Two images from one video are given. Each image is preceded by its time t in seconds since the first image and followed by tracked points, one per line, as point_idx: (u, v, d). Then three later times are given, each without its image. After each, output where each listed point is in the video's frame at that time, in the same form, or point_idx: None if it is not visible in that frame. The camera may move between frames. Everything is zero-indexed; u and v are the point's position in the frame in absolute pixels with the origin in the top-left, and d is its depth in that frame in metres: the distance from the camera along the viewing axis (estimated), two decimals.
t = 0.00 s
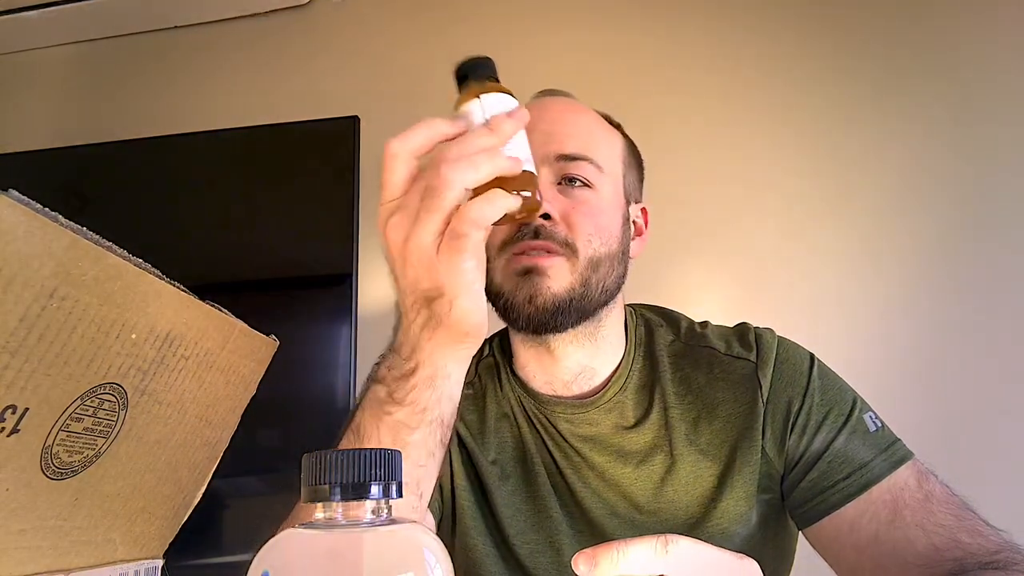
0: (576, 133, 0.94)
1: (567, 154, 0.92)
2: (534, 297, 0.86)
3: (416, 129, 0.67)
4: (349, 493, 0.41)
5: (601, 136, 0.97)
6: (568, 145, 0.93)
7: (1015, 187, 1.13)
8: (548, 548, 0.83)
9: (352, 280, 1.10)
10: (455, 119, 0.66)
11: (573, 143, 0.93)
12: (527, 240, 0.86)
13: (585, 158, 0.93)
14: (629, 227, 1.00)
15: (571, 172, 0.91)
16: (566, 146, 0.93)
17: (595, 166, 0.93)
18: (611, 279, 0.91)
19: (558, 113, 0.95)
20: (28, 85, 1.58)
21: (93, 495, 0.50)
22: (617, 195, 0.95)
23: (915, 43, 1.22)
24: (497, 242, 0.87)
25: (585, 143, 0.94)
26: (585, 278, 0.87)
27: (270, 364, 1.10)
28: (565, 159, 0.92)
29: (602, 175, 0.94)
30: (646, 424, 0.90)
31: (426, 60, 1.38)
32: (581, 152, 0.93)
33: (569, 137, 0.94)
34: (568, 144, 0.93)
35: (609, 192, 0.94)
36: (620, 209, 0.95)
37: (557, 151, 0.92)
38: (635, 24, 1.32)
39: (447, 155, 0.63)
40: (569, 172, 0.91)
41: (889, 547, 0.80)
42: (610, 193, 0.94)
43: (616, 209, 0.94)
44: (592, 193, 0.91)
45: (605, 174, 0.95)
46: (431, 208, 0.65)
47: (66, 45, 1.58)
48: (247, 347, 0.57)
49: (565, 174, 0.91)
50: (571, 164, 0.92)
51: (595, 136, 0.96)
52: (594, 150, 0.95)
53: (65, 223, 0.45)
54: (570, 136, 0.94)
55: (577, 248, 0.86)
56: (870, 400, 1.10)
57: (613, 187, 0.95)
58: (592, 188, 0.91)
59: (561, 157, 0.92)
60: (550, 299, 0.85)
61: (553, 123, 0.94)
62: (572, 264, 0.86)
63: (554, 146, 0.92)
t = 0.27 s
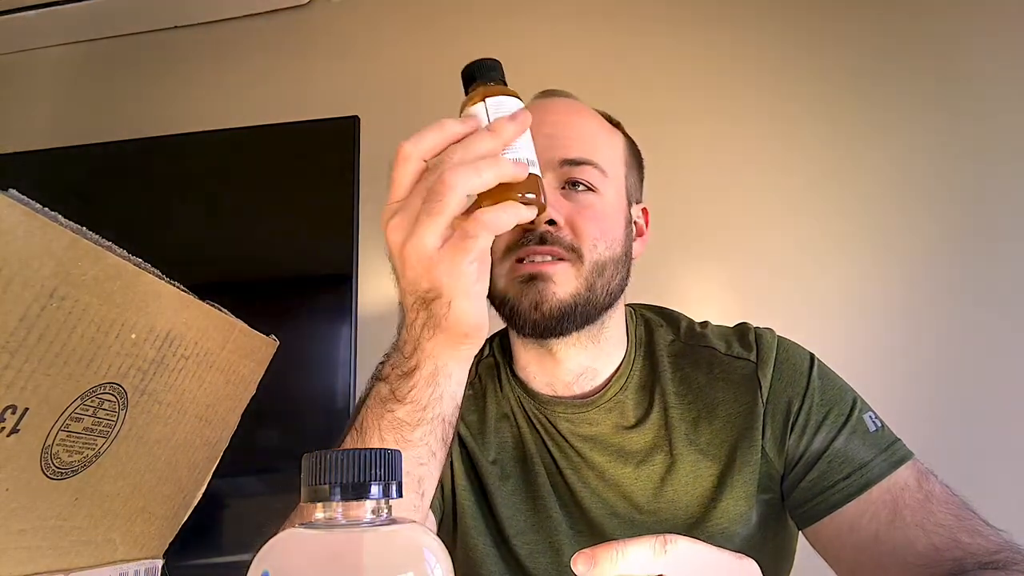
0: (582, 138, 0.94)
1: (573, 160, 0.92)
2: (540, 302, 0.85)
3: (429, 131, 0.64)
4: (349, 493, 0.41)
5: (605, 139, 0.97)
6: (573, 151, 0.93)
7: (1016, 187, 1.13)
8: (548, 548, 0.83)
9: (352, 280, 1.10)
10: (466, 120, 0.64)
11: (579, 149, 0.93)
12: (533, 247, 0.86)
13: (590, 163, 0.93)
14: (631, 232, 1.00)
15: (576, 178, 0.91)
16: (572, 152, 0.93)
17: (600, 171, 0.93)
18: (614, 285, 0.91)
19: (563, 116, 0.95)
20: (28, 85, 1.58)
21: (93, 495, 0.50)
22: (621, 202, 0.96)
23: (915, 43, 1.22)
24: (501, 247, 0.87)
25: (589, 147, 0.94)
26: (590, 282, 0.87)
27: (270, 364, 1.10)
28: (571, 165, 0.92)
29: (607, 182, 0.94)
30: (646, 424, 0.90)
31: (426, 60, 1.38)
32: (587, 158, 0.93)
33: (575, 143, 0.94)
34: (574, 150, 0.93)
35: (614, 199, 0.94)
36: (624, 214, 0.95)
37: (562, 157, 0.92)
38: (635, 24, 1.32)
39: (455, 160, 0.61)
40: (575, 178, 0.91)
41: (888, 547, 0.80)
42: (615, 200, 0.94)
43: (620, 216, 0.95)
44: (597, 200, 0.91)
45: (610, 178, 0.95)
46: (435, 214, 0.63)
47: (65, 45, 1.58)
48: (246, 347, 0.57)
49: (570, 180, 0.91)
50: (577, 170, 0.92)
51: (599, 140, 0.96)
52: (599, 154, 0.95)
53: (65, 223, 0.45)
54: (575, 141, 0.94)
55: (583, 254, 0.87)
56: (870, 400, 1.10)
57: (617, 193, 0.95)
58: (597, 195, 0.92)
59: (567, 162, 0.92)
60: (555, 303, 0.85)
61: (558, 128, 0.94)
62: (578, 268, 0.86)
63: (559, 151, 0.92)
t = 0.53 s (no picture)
0: (589, 139, 0.94)
1: (582, 162, 0.92)
2: (553, 307, 0.86)
3: (442, 130, 0.64)
4: (349, 493, 0.41)
5: (611, 139, 0.97)
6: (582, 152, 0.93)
7: (1016, 186, 1.13)
8: (548, 548, 0.83)
9: (352, 281, 1.10)
10: (478, 120, 0.63)
11: (587, 150, 0.93)
12: (544, 248, 0.86)
13: (597, 163, 0.93)
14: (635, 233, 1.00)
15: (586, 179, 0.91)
16: (581, 153, 0.93)
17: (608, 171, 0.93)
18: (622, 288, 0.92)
19: (571, 117, 0.95)
20: (29, 84, 1.58)
21: (93, 495, 0.50)
22: (628, 203, 0.96)
23: (915, 43, 1.22)
24: (512, 248, 0.87)
25: (596, 148, 0.94)
26: (601, 286, 0.88)
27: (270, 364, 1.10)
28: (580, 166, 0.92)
29: (615, 183, 0.94)
30: (647, 425, 0.90)
31: (426, 60, 1.38)
32: (595, 160, 0.94)
33: (584, 145, 0.94)
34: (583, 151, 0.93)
35: (622, 202, 0.95)
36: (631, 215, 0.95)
37: (571, 158, 0.92)
38: (635, 24, 1.32)
39: (466, 164, 0.61)
40: (584, 179, 0.91)
41: (888, 547, 0.80)
42: (623, 202, 0.95)
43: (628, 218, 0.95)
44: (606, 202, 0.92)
45: (617, 180, 0.95)
46: (444, 216, 0.63)
47: (66, 46, 1.58)
48: (247, 347, 0.57)
49: (580, 181, 0.91)
50: (586, 171, 0.92)
51: (605, 141, 0.96)
52: (605, 154, 0.95)
53: (66, 223, 0.45)
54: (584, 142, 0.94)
55: (594, 257, 0.87)
56: (870, 400, 1.11)
57: (625, 195, 0.96)
58: (607, 197, 0.92)
59: (576, 164, 0.92)
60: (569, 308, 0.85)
61: (566, 129, 0.94)
62: (590, 271, 0.87)
63: (568, 153, 0.92)
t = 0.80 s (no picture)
0: (591, 138, 0.94)
1: (584, 159, 0.93)
2: (550, 303, 0.86)
3: (448, 130, 0.65)
4: (349, 493, 0.41)
5: (612, 138, 0.97)
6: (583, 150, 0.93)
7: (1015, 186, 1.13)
8: (548, 549, 0.83)
9: (352, 280, 1.10)
10: (486, 121, 0.63)
11: (589, 148, 0.94)
12: (542, 245, 0.87)
13: (599, 162, 0.94)
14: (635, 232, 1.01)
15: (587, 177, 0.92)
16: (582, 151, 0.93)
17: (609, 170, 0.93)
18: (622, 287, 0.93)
19: (573, 115, 0.95)
20: (29, 84, 1.58)
21: (93, 495, 0.50)
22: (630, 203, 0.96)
23: (914, 43, 1.22)
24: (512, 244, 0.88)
25: (598, 147, 0.94)
26: (599, 283, 0.88)
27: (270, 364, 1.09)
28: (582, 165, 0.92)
29: (616, 182, 0.95)
30: (647, 425, 0.90)
31: (426, 60, 1.38)
32: (596, 158, 0.94)
33: (586, 143, 0.94)
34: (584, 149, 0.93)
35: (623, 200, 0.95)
36: (631, 214, 0.96)
37: (572, 155, 0.92)
38: (635, 25, 1.32)
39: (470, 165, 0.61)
40: (585, 178, 0.92)
41: (889, 548, 0.80)
42: (624, 201, 0.95)
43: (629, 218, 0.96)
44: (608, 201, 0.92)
45: (618, 179, 0.95)
46: (448, 216, 0.64)
47: (66, 46, 1.58)
48: (246, 347, 0.57)
49: (580, 179, 0.92)
50: (587, 169, 0.92)
51: (608, 139, 0.96)
52: (606, 153, 0.95)
53: (65, 223, 0.45)
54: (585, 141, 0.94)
55: (591, 255, 0.88)
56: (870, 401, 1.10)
57: (626, 194, 0.96)
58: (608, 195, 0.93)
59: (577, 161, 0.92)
60: (565, 304, 0.85)
61: (568, 127, 0.94)
62: (587, 268, 0.87)
63: (569, 150, 0.93)
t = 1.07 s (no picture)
0: (592, 137, 0.94)
1: (585, 158, 0.93)
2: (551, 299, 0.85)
3: (452, 134, 0.65)
4: (349, 494, 0.41)
5: (614, 138, 0.97)
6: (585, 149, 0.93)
7: (1015, 187, 1.13)
8: (547, 547, 0.83)
9: (352, 280, 1.10)
10: (493, 128, 0.62)
11: (590, 147, 0.94)
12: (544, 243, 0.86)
13: (600, 162, 0.94)
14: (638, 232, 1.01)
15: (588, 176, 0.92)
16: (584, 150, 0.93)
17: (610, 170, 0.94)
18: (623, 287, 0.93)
19: (575, 113, 0.95)
20: (29, 84, 1.58)
21: (93, 496, 0.50)
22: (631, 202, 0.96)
23: (914, 44, 1.22)
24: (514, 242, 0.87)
25: (599, 147, 0.95)
26: (600, 282, 0.88)
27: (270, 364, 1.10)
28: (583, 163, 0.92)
29: (617, 181, 0.95)
30: (647, 424, 0.90)
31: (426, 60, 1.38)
32: (598, 157, 0.94)
33: (587, 141, 0.94)
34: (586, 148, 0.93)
35: (624, 200, 0.95)
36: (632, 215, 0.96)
37: (574, 153, 0.92)
38: (635, 25, 1.32)
39: (473, 167, 0.62)
40: (585, 177, 0.92)
41: (889, 547, 0.80)
42: (625, 201, 0.95)
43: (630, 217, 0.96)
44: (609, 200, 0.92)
45: (620, 178, 0.95)
46: (449, 219, 0.65)
47: (66, 46, 1.58)
48: (247, 348, 0.57)
49: (581, 179, 0.92)
50: (587, 168, 0.92)
51: (610, 139, 0.96)
52: (608, 153, 0.95)
53: (67, 223, 0.45)
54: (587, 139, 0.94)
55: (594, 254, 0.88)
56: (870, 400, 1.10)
57: (628, 193, 0.96)
58: (609, 194, 0.92)
59: (579, 159, 0.92)
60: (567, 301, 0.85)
61: (569, 125, 0.94)
62: (589, 267, 0.87)
63: (570, 148, 0.92)
